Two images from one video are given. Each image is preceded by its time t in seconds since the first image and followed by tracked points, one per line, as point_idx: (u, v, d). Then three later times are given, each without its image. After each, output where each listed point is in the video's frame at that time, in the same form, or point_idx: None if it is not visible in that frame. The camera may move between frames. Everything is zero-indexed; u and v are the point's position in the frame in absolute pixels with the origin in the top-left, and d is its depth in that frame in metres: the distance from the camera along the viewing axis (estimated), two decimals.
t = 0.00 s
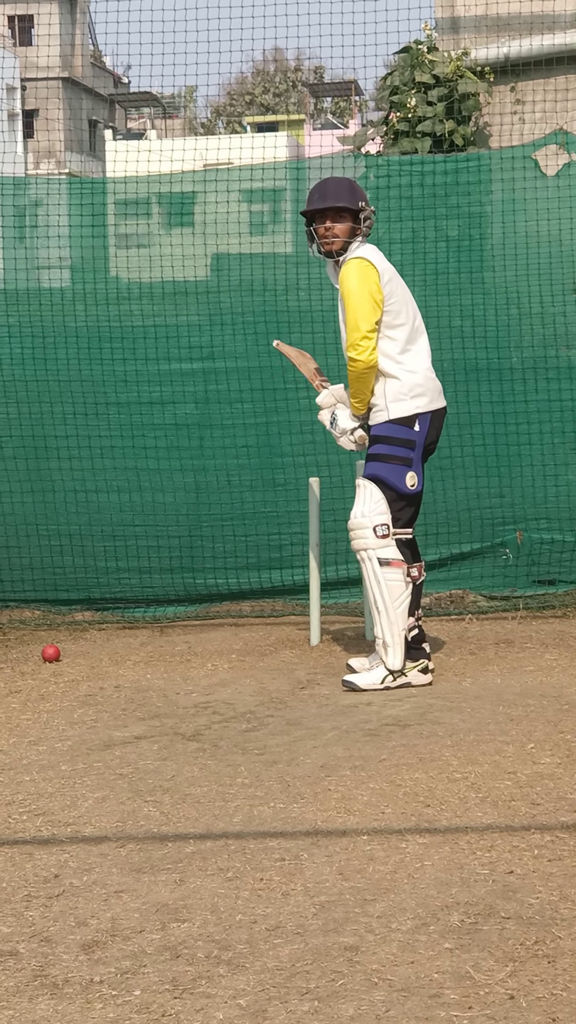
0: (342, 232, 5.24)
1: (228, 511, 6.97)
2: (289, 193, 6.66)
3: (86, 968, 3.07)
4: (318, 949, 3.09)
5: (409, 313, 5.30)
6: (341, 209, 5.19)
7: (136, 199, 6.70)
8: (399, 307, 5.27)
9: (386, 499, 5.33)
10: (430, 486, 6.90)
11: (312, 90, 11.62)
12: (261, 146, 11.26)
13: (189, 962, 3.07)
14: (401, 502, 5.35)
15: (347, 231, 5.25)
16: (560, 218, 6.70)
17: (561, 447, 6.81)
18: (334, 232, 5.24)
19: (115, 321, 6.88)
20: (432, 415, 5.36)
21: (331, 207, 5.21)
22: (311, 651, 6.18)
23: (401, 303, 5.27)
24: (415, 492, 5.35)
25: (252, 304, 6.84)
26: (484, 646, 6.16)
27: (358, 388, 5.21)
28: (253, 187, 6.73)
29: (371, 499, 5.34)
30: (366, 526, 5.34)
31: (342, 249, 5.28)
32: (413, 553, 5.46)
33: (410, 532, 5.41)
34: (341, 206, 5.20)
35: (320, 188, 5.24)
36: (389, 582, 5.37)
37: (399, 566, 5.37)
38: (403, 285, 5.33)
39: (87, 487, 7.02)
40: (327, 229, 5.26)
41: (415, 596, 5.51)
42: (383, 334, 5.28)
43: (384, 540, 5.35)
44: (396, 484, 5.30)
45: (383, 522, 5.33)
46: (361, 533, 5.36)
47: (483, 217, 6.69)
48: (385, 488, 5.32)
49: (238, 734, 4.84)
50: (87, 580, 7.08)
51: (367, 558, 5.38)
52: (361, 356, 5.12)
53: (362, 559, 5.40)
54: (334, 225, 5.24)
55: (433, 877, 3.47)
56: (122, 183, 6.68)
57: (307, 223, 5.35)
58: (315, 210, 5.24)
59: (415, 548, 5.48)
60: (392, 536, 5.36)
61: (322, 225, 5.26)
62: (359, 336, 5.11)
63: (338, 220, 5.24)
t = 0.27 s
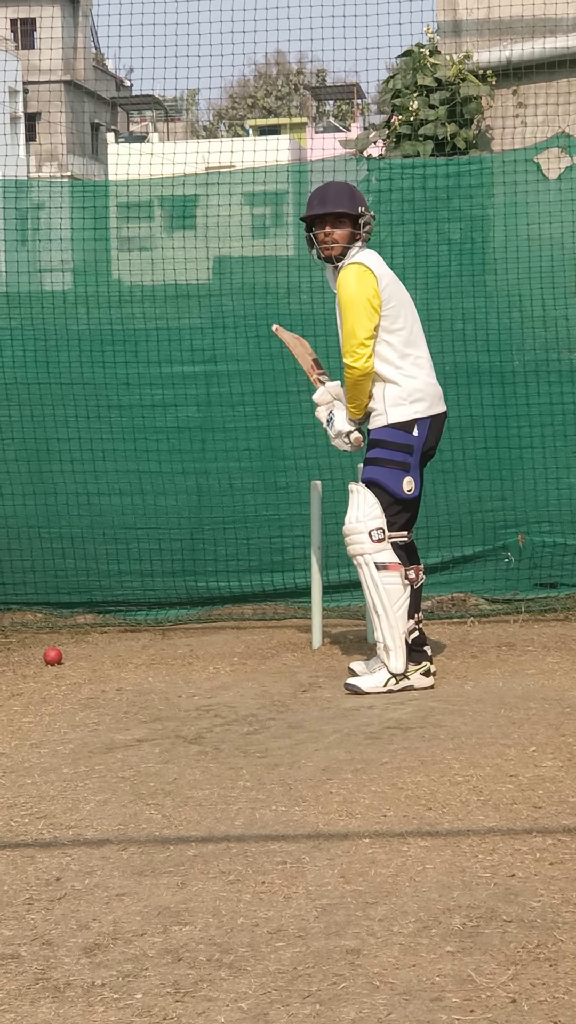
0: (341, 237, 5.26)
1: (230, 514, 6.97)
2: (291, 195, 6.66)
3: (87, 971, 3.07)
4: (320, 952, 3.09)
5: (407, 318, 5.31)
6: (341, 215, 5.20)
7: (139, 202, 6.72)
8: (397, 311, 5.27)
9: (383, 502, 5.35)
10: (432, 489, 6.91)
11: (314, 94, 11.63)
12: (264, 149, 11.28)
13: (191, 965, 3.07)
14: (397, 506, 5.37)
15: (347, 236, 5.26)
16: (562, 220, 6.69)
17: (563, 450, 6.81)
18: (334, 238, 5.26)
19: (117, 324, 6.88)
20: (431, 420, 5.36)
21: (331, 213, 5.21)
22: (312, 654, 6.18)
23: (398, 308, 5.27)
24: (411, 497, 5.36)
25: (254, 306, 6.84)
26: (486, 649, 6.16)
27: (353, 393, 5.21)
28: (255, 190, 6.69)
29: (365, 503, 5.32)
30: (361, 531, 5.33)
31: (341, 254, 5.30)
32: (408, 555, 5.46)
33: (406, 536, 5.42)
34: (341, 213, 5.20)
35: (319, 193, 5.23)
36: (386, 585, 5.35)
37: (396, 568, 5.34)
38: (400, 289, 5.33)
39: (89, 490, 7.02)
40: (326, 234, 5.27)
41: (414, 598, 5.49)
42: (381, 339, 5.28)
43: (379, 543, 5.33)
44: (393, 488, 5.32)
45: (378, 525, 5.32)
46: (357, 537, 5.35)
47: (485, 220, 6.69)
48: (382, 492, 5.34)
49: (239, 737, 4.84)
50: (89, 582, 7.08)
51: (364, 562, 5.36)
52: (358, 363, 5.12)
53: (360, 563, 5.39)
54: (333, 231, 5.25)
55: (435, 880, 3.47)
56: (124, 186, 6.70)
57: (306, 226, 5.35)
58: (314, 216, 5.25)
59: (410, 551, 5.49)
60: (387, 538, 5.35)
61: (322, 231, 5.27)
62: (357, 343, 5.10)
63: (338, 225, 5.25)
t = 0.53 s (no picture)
0: (334, 243, 5.26)
1: (231, 517, 6.97)
2: (292, 198, 6.69)
3: (88, 974, 3.07)
4: (321, 955, 3.09)
5: (402, 321, 5.30)
6: (333, 220, 5.19)
7: (140, 205, 6.72)
8: (392, 315, 5.26)
9: (382, 505, 5.34)
10: (433, 491, 6.91)
11: (315, 97, 11.63)
12: (266, 151, 11.28)
13: (192, 967, 3.07)
14: (396, 509, 5.36)
15: (340, 241, 5.26)
16: (563, 223, 6.70)
17: (565, 453, 6.81)
18: (327, 243, 5.26)
19: (119, 327, 6.89)
20: (431, 425, 5.35)
21: (323, 218, 5.21)
22: (314, 657, 6.18)
23: (394, 312, 5.27)
24: (411, 501, 5.35)
25: (255, 308, 6.84)
26: (488, 652, 6.16)
27: (346, 395, 5.20)
28: (257, 192, 6.70)
29: (362, 508, 5.33)
30: (359, 535, 5.34)
31: (335, 259, 5.30)
32: (406, 556, 5.47)
33: (404, 540, 5.41)
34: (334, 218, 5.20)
35: (313, 198, 5.24)
36: (386, 589, 5.36)
37: (395, 572, 5.36)
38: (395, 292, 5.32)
39: (90, 493, 7.02)
40: (319, 240, 5.27)
41: (412, 600, 5.51)
42: (377, 344, 5.28)
43: (378, 546, 5.34)
44: (393, 491, 5.31)
45: (377, 529, 5.33)
46: (354, 542, 5.35)
47: (486, 223, 6.70)
48: (381, 495, 5.34)
49: (241, 740, 4.84)
50: (90, 586, 7.08)
51: (363, 566, 5.37)
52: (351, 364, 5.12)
53: (359, 567, 5.39)
54: (326, 237, 5.25)
55: (436, 883, 3.47)
56: (125, 188, 6.70)
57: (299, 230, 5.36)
58: (308, 221, 5.25)
59: (408, 553, 5.49)
60: (385, 541, 5.36)
61: (315, 237, 5.27)
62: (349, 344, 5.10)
63: (331, 231, 5.25)
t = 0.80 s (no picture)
0: (321, 253, 5.26)
1: (231, 518, 6.98)
2: (292, 200, 6.71)
3: (88, 975, 3.07)
4: (321, 956, 3.09)
5: (395, 327, 5.30)
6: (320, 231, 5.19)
7: (140, 206, 6.73)
8: (385, 322, 5.27)
9: (376, 508, 5.33)
10: (433, 493, 6.91)
11: (316, 98, 11.63)
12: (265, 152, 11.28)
13: (192, 968, 3.07)
14: (389, 513, 5.36)
15: (327, 253, 5.26)
16: (563, 225, 6.70)
17: (565, 454, 6.81)
18: (314, 254, 5.26)
19: (119, 328, 6.90)
20: (428, 430, 5.37)
21: (311, 229, 5.21)
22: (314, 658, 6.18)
23: (387, 319, 5.27)
24: (405, 505, 5.35)
25: (255, 309, 6.84)
26: (488, 653, 6.16)
27: (343, 404, 5.19)
28: (257, 193, 6.71)
29: (353, 513, 5.33)
30: (350, 539, 5.34)
31: (323, 271, 5.29)
32: (399, 558, 5.47)
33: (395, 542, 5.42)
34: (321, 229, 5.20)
35: (300, 210, 5.23)
36: (381, 590, 5.36)
37: (389, 573, 5.36)
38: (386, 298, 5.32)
39: (90, 494, 7.02)
40: (306, 252, 5.27)
41: (408, 600, 5.51)
42: (372, 351, 5.28)
43: (370, 550, 5.34)
44: (387, 495, 5.31)
45: (368, 533, 5.33)
46: (346, 546, 5.34)
47: (487, 224, 6.70)
48: (376, 498, 5.32)
49: (241, 741, 4.84)
50: (90, 586, 7.08)
51: (356, 570, 5.37)
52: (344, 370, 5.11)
53: (352, 571, 5.39)
54: (314, 248, 5.25)
55: (436, 885, 3.47)
56: (125, 190, 6.71)
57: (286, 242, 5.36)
58: (295, 233, 5.25)
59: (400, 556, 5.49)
60: (376, 544, 5.36)
61: (302, 249, 5.27)
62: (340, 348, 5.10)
63: (318, 242, 5.25)
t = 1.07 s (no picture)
0: (296, 277, 5.29)
1: (231, 519, 6.98)
2: (293, 201, 6.70)
3: (88, 975, 3.07)
4: (321, 957, 3.09)
5: (373, 348, 5.31)
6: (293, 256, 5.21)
7: (140, 207, 6.74)
8: (363, 343, 5.27)
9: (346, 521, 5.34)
10: (432, 494, 6.90)
11: (316, 99, 11.63)
12: (266, 154, 11.28)
13: (191, 969, 3.07)
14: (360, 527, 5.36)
15: (302, 276, 5.29)
16: (562, 225, 6.71)
17: (565, 455, 6.81)
18: (289, 279, 5.29)
19: (119, 329, 6.90)
20: (407, 450, 5.36)
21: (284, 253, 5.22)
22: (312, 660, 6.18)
23: (364, 340, 5.28)
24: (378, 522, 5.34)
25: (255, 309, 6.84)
26: (487, 654, 6.16)
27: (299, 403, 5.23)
28: (257, 195, 6.72)
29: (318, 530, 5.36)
30: (317, 557, 5.35)
31: (298, 294, 5.33)
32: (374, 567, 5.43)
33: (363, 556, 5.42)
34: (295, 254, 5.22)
35: (273, 235, 5.25)
36: (356, 600, 5.33)
37: (362, 580, 5.32)
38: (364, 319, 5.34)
39: (90, 494, 7.03)
40: (281, 276, 5.30)
41: (391, 605, 5.45)
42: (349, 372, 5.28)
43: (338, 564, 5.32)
44: (361, 511, 5.30)
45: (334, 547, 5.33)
46: (316, 564, 5.36)
47: (486, 225, 6.70)
48: (349, 512, 5.33)
49: (241, 742, 4.84)
50: (90, 587, 7.08)
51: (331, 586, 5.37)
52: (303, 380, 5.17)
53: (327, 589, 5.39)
54: (288, 273, 5.28)
55: (436, 886, 3.47)
56: (125, 191, 6.72)
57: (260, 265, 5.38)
58: (268, 258, 5.26)
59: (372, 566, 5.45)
60: (345, 557, 5.34)
61: (276, 273, 5.30)
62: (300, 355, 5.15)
63: (292, 266, 5.28)
